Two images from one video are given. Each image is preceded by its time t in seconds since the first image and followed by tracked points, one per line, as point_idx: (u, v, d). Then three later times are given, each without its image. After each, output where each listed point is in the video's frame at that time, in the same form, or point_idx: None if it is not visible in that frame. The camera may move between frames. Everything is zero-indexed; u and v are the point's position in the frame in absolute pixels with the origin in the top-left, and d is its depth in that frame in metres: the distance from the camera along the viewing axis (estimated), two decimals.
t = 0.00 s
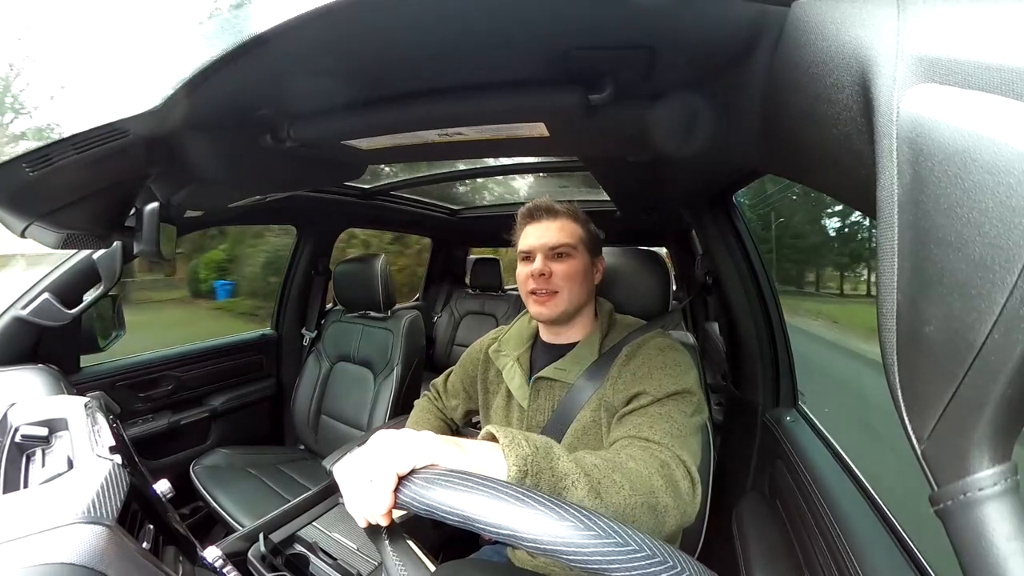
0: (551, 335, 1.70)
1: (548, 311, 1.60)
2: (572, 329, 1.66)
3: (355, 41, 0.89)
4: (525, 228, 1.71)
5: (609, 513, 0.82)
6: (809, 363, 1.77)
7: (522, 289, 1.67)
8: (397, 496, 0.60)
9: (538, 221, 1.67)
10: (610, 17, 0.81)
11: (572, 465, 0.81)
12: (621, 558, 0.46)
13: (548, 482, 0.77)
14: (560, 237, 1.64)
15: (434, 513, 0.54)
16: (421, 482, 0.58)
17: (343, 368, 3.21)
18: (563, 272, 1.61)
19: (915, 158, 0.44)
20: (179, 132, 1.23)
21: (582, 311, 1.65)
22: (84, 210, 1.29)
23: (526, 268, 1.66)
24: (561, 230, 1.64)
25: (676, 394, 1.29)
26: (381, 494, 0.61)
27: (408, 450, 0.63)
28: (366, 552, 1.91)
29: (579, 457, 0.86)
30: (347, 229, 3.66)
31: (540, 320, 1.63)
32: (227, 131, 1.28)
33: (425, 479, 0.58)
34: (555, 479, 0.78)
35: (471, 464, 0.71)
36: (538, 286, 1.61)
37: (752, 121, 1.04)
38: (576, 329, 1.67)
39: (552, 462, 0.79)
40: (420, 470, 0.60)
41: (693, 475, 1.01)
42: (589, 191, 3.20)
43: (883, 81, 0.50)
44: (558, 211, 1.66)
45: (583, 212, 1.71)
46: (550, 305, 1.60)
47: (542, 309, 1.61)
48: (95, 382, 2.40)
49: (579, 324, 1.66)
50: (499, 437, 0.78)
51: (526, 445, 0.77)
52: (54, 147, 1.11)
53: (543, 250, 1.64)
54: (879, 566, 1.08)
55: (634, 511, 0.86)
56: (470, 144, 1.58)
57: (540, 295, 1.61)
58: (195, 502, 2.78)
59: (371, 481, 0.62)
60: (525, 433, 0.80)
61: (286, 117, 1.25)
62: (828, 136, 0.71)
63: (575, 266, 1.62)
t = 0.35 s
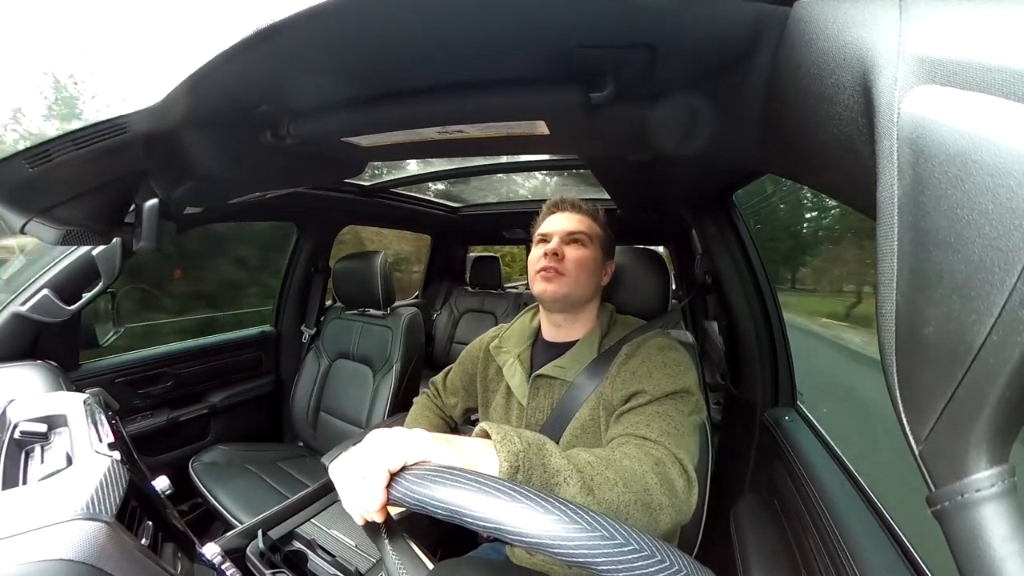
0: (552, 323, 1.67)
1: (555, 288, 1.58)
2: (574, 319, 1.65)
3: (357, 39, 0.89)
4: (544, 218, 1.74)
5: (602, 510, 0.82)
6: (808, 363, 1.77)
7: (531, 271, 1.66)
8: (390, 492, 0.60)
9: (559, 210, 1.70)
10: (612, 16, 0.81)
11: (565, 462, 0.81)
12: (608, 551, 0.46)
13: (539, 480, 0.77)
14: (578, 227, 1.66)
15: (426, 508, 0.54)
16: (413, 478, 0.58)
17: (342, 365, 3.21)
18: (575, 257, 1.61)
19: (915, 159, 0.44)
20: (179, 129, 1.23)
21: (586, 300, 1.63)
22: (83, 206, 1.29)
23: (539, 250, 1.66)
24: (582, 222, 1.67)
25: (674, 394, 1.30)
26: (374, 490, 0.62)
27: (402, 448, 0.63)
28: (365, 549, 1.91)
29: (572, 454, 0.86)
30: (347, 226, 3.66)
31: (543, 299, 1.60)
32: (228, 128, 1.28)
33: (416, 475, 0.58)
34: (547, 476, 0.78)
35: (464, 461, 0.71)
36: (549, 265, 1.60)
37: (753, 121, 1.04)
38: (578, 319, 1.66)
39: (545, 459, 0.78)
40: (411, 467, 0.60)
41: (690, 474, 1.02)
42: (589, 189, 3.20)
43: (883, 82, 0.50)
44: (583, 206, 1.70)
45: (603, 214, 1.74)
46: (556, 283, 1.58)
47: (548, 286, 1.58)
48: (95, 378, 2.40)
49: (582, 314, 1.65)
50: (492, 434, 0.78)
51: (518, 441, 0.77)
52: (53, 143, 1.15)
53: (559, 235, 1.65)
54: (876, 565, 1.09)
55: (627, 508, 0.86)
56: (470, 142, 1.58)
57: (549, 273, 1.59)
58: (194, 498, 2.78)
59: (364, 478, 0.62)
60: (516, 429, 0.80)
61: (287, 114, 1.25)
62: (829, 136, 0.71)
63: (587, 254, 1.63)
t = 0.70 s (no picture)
0: (557, 334, 1.69)
1: (565, 311, 1.60)
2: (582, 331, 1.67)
3: (357, 40, 0.89)
4: (547, 222, 1.67)
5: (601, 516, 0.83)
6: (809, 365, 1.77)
7: (537, 286, 1.65)
8: (390, 494, 0.60)
9: (565, 218, 1.64)
10: (611, 17, 0.81)
11: (565, 468, 0.82)
12: (606, 552, 0.46)
13: (539, 485, 0.78)
14: (585, 238, 1.63)
15: (427, 509, 0.54)
16: (413, 479, 0.58)
17: (342, 367, 3.20)
18: (584, 275, 1.61)
19: (914, 160, 0.44)
20: (179, 131, 1.23)
21: (594, 316, 1.66)
22: (84, 208, 1.29)
23: (546, 265, 1.64)
24: (588, 231, 1.63)
25: (676, 400, 1.29)
26: (373, 492, 0.61)
27: (402, 449, 0.63)
28: (365, 551, 1.91)
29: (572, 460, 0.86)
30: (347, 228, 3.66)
31: (552, 320, 1.63)
32: (228, 129, 1.28)
33: (416, 476, 0.58)
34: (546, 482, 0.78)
35: (463, 464, 0.71)
36: (558, 286, 1.60)
37: (752, 121, 1.04)
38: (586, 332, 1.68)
39: (546, 465, 0.79)
40: (410, 469, 0.60)
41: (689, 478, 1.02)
42: (589, 191, 3.20)
43: (882, 83, 0.51)
44: (587, 212, 1.65)
45: (608, 216, 1.70)
46: (567, 306, 1.60)
47: (558, 310, 1.60)
48: (95, 380, 2.40)
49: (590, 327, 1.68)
50: (493, 438, 0.78)
51: (520, 447, 0.77)
52: (54, 145, 1.14)
53: (567, 249, 1.62)
54: (878, 567, 1.08)
55: (626, 514, 0.86)
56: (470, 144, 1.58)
57: (559, 294, 1.60)
58: (194, 500, 2.78)
59: (364, 479, 0.62)
60: (519, 434, 0.80)
61: (287, 114, 1.25)
62: (829, 137, 0.71)
63: (596, 271, 1.63)
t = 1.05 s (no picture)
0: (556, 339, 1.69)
1: (563, 322, 1.62)
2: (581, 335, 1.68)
3: (357, 40, 0.89)
4: (537, 230, 1.66)
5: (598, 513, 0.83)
6: (808, 364, 1.77)
7: (533, 296, 1.66)
8: (386, 493, 0.60)
9: (553, 226, 1.63)
10: (610, 17, 0.81)
11: (561, 466, 0.82)
12: (597, 548, 0.46)
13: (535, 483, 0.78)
14: (576, 247, 1.62)
15: (420, 506, 0.54)
16: (408, 477, 0.58)
17: (342, 367, 3.21)
18: (579, 285, 1.61)
19: (914, 160, 0.44)
20: (178, 130, 1.23)
21: (593, 321, 1.67)
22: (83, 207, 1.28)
23: (540, 276, 1.64)
24: (578, 240, 1.62)
25: (675, 397, 1.30)
26: (370, 490, 0.62)
27: (399, 449, 0.63)
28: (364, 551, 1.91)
29: (568, 458, 0.86)
30: (347, 228, 3.66)
31: (551, 330, 1.65)
32: (228, 129, 1.28)
33: (409, 475, 0.58)
34: (541, 479, 0.78)
35: (460, 463, 0.72)
36: (553, 297, 1.61)
37: (752, 122, 1.04)
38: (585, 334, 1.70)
39: (542, 462, 0.79)
40: (406, 468, 0.60)
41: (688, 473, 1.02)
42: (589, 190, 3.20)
43: (882, 82, 0.50)
44: (577, 219, 1.63)
45: (598, 218, 1.68)
46: (564, 317, 1.62)
47: (555, 321, 1.62)
48: (95, 379, 2.40)
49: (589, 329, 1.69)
50: (489, 436, 0.78)
51: (516, 445, 0.77)
52: (54, 144, 1.13)
53: (559, 258, 1.62)
54: (877, 567, 1.08)
55: (623, 510, 0.86)
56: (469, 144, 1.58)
57: (555, 307, 1.61)
58: (194, 499, 2.78)
59: (361, 479, 0.62)
60: (514, 432, 0.80)
61: (286, 114, 1.25)
62: (829, 137, 0.70)
63: (591, 277, 1.62)
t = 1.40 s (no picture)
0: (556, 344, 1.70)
1: (563, 328, 1.62)
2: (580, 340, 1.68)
3: (358, 41, 0.89)
4: (540, 235, 1.65)
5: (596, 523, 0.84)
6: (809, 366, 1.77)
7: (534, 301, 1.66)
8: (389, 494, 0.60)
9: (557, 231, 1.62)
10: (610, 18, 0.81)
11: (564, 477, 0.82)
12: (600, 552, 0.46)
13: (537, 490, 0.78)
14: (579, 253, 1.61)
15: (424, 510, 0.54)
16: (412, 480, 0.58)
17: (342, 369, 3.20)
18: (580, 291, 1.61)
19: (914, 158, 0.44)
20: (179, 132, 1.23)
21: (593, 327, 1.68)
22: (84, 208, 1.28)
23: (541, 281, 1.64)
24: (581, 246, 1.62)
25: (675, 405, 1.30)
26: (373, 493, 0.61)
27: (402, 451, 0.63)
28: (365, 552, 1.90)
29: (570, 466, 0.86)
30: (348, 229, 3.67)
31: (551, 336, 1.65)
32: (229, 130, 1.28)
33: (414, 478, 0.58)
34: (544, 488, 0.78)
35: (463, 466, 0.71)
36: (554, 302, 1.61)
37: (753, 123, 1.04)
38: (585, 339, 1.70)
39: (545, 471, 0.79)
40: (409, 470, 0.60)
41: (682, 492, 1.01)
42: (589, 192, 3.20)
43: (883, 83, 0.51)
44: (580, 225, 1.63)
45: (602, 224, 1.68)
46: (564, 323, 1.62)
47: (556, 328, 1.62)
48: (96, 380, 2.41)
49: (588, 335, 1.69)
50: (493, 442, 0.78)
51: (521, 453, 0.77)
52: (52, 145, 1.14)
53: (561, 265, 1.61)
54: (879, 567, 1.08)
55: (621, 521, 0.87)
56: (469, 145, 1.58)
57: (555, 312, 1.61)
58: (194, 501, 2.77)
59: (363, 480, 0.62)
60: (519, 438, 0.80)
61: (287, 116, 1.25)
62: (830, 138, 0.70)
63: (592, 284, 1.62)
